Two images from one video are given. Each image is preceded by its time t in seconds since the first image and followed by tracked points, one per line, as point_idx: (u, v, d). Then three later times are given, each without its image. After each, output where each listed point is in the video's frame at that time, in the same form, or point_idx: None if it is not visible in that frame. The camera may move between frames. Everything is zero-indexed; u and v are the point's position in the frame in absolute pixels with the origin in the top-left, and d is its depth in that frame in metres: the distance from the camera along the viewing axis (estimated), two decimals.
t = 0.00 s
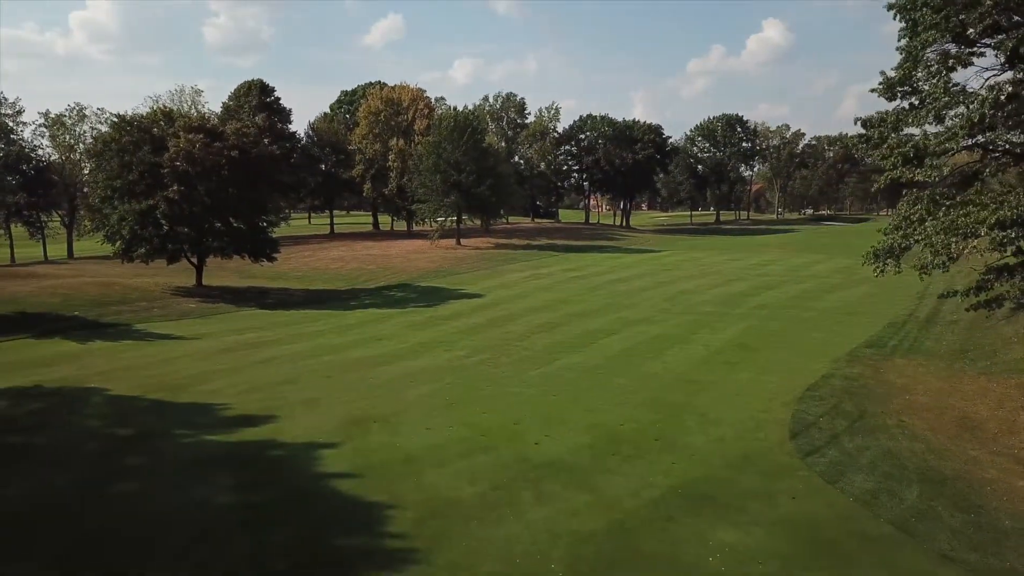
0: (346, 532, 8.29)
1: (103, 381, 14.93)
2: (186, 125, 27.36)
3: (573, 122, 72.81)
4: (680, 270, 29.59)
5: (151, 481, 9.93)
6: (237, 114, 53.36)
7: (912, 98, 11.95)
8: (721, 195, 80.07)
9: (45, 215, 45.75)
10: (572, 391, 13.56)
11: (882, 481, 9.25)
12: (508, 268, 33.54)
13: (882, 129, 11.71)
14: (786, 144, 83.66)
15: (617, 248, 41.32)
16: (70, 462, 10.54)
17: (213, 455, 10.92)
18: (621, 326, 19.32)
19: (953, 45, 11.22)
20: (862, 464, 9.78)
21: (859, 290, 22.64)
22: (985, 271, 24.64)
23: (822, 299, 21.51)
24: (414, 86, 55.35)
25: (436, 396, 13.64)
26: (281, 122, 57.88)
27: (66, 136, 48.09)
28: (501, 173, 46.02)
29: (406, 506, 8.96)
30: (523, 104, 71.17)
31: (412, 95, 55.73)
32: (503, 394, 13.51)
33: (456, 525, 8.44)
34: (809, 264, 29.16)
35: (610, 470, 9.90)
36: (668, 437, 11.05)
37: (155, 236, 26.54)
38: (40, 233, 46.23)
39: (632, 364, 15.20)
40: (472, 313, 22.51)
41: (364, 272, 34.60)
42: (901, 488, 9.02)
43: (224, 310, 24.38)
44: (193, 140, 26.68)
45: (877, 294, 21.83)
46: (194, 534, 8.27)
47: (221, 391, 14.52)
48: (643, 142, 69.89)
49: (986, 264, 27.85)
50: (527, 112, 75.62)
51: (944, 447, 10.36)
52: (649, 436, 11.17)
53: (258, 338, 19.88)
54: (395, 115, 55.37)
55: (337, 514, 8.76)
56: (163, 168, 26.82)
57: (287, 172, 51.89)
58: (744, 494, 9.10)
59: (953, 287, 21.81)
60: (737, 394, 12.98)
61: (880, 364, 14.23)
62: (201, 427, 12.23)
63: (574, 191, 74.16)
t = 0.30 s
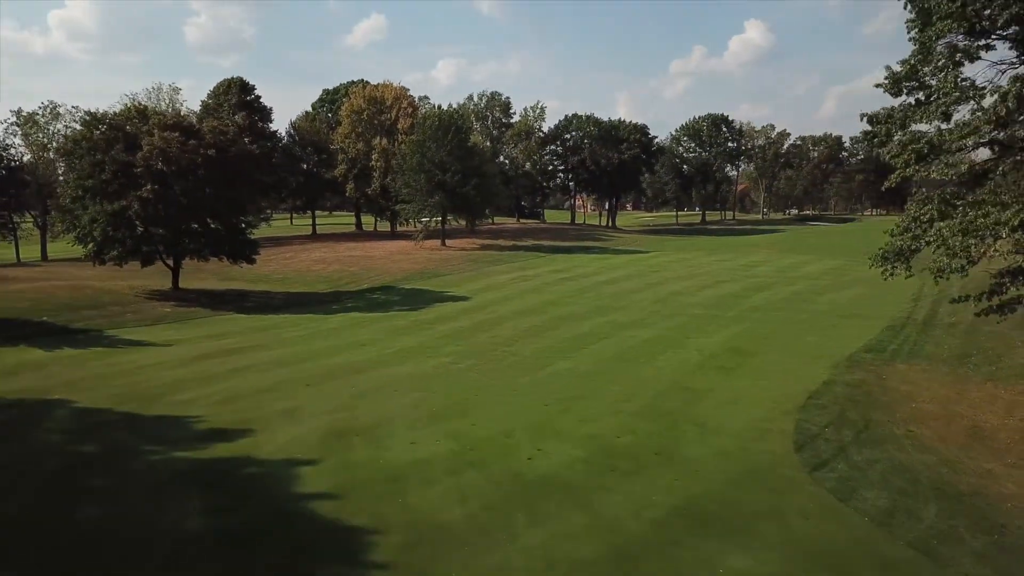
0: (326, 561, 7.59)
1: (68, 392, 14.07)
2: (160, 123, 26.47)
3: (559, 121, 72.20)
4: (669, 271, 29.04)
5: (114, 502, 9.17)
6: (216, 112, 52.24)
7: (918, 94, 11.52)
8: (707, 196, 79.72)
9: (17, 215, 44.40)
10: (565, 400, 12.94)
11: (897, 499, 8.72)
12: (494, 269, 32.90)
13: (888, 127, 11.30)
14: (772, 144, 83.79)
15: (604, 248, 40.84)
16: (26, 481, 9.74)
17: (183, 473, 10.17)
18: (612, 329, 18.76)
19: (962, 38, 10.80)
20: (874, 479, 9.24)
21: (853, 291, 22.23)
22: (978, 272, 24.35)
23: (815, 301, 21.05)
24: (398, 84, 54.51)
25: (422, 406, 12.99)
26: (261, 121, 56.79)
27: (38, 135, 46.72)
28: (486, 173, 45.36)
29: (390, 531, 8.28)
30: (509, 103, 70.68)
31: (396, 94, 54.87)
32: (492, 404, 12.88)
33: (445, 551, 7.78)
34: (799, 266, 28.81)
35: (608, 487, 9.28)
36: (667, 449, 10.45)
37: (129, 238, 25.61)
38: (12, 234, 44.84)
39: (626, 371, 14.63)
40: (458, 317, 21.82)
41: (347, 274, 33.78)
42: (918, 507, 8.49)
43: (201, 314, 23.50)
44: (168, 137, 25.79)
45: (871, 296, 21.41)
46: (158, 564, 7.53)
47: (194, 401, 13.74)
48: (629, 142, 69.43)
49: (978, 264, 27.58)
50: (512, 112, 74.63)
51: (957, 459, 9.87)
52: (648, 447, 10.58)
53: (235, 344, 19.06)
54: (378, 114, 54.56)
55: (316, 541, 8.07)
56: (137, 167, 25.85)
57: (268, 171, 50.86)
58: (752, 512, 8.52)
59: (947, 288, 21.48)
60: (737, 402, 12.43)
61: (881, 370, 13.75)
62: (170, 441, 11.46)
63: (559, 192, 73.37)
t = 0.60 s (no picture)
0: None
1: (34, 404, 13.25)
2: (137, 120, 25.63)
3: (547, 120, 71.51)
4: (663, 273, 28.45)
5: (75, 529, 8.41)
6: (198, 110, 51.21)
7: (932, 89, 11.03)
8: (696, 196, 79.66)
9: None
10: (562, 412, 12.29)
11: (921, 520, 8.15)
12: (483, 271, 32.24)
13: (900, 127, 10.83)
14: (761, 144, 83.73)
15: (595, 250, 40.28)
16: None
17: (152, 496, 9.42)
18: (607, 335, 18.13)
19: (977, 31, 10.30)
20: (894, 499, 8.68)
21: (852, 294, 21.74)
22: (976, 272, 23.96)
23: (814, 303, 20.52)
24: (384, 82, 53.75)
25: (411, 419, 12.30)
26: (245, 120, 55.80)
27: (14, 134, 45.53)
28: (475, 172, 44.67)
29: (377, 561, 7.61)
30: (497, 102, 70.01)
31: (382, 92, 54.05)
32: (485, 417, 12.21)
33: None
34: (794, 267, 28.34)
35: (611, 508, 8.66)
36: (671, 467, 9.84)
37: (104, 239, 24.67)
38: None
39: (624, 380, 14.02)
40: (446, 322, 21.09)
41: (333, 277, 32.97)
42: (944, 530, 7.93)
43: (180, 319, 22.66)
44: (146, 135, 24.95)
45: (871, 298, 20.90)
46: None
47: (169, 414, 12.97)
48: (618, 142, 69.12)
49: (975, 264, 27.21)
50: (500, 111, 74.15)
51: (979, 475, 9.32)
52: (651, 464, 9.98)
53: (214, 351, 18.27)
54: (364, 113, 53.76)
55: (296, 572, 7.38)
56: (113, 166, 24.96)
57: (251, 171, 49.90)
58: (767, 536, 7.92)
59: (947, 290, 21.04)
60: (742, 414, 11.85)
61: (889, 378, 13.21)
62: (141, 459, 10.70)
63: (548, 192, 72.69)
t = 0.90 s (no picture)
0: None
1: None
2: (114, 118, 24.75)
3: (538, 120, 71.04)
4: (657, 275, 27.82)
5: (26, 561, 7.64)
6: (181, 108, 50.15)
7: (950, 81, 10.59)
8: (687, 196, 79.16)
9: None
10: (558, 424, 11.60)
11: (951, 546, 7.53)
12: (474, 273, 31.48)
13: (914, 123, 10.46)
14: (751, 144, 83.37)
15: (587, 251, 39.59)
16: None
17: (115, 521, 8.64)
18: (603, 339, 17.45)
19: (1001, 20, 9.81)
20: (920, 521, 8.06)
21: (853, 296, 21.15)
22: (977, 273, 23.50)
23: (815, 306, 19.94)
24: (372, 80, 52.93)
25: (398, 432, 11.57)
26: (230, 118, 54.78)
27: None
28: (464, 172, 43.95)
29: None
30: (486, 101, 69.36)
31: (370, 90, 53.24)
32: (477, 430, 11.49)
33: None
34: (791, 268, 27.77)
35: (616, 533, 7.98)
36: (678, 485, 9.18)
37: (78, 241, 23.71)
38: None
39: (622, 388, 13.33)
40: (435, 326, 20.35)
41: (318, 279, 32.13)
42: (977, 557, 7.32)
43: (159, 324, 21.79)
44: (123, 133, 24.06)
45: (873, 300, 20.36)
46: None
47: (140, 427, 12.16)
48: (609, 141, 68.58)
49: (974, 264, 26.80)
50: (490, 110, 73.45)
51: (1007, 493, 8.71)
52: (657, 482, 9.32)
53: (192, 358, 17.45)
54: (351, 111, 52.90)
55: None
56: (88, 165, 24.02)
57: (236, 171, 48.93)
58: (787, 563, 7.28)
59: (950, 292, 20.53)
60: (749, 425, 11.19)
61: (901, 385, 12.60)
62: (106, 479, 9.92)
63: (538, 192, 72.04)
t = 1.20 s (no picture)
0: None
1: None
2: (75, 114, 23.61)
3: (517, 119, 69.85)
4: (641, 277, 27.28)
5: None
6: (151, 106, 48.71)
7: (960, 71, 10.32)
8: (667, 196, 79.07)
9: None
10: (547, 439, 10.90)
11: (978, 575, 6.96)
12: (454, 275, 30.73)
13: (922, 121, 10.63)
14: (731, 144, 83.53)
15: (569, 252, 39.04)
16: None
17: (57, 557, 7.75)
18: (589, 345, 16.82)
19: (1020, 9, 9.45)
20: (940, 546, 7.48)
21: (842, 297, 20.79)
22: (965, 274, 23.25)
23: (805, 309, 19.49)
24: (348, 78, 51.97)
25: (376, 450, 10.79)
26: (202, 116, 53.41)
27: None
28: (443, 171, 43.15)
29: None
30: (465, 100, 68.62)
31: (346, 88, 52.26)
32: (460, 447, 10.77)
33: None
34: (776, 270, 27.39)
35: (615, 564, 7.30)
36: (679, 508, 8.52)
37: (38, 244, 22.51)
38: None
39: (613, 399, 12.67)
40: (415, 332, 19.56)
41: (293, 282, 31.16)
42: None
43: (123, 332, 20.75)
44: (85, 129, 22.95)
45: (863, 302, 19.94)
46: None
47: (94, 447, 11.24)
48: (589, 141, 68.20)
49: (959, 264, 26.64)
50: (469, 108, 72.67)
51: None
52: (656, 505, 8.64)
53: (157, 369, 16.49)
54: (327, 109, 51.82)
55: None
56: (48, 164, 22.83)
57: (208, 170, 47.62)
58: None
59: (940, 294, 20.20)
60: (747, 439, 10.59)
61: (901, 393, 12.10)
62: (53, 508, 9.03)
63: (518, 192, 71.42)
